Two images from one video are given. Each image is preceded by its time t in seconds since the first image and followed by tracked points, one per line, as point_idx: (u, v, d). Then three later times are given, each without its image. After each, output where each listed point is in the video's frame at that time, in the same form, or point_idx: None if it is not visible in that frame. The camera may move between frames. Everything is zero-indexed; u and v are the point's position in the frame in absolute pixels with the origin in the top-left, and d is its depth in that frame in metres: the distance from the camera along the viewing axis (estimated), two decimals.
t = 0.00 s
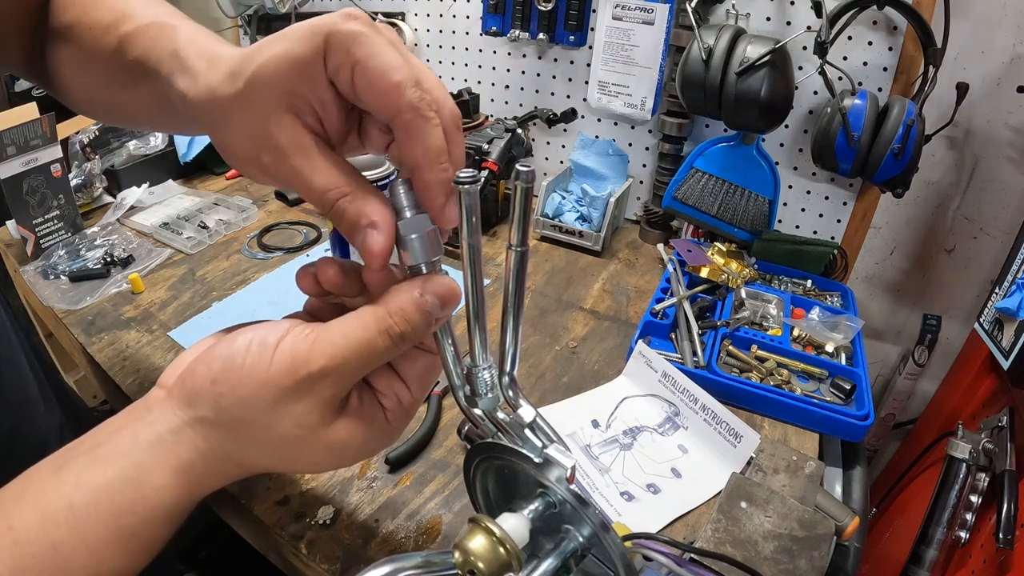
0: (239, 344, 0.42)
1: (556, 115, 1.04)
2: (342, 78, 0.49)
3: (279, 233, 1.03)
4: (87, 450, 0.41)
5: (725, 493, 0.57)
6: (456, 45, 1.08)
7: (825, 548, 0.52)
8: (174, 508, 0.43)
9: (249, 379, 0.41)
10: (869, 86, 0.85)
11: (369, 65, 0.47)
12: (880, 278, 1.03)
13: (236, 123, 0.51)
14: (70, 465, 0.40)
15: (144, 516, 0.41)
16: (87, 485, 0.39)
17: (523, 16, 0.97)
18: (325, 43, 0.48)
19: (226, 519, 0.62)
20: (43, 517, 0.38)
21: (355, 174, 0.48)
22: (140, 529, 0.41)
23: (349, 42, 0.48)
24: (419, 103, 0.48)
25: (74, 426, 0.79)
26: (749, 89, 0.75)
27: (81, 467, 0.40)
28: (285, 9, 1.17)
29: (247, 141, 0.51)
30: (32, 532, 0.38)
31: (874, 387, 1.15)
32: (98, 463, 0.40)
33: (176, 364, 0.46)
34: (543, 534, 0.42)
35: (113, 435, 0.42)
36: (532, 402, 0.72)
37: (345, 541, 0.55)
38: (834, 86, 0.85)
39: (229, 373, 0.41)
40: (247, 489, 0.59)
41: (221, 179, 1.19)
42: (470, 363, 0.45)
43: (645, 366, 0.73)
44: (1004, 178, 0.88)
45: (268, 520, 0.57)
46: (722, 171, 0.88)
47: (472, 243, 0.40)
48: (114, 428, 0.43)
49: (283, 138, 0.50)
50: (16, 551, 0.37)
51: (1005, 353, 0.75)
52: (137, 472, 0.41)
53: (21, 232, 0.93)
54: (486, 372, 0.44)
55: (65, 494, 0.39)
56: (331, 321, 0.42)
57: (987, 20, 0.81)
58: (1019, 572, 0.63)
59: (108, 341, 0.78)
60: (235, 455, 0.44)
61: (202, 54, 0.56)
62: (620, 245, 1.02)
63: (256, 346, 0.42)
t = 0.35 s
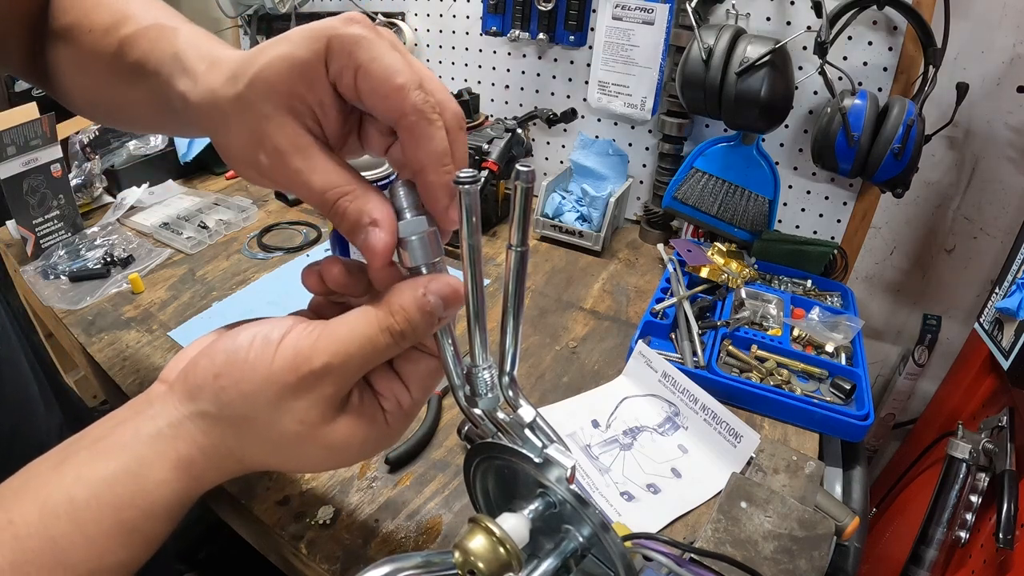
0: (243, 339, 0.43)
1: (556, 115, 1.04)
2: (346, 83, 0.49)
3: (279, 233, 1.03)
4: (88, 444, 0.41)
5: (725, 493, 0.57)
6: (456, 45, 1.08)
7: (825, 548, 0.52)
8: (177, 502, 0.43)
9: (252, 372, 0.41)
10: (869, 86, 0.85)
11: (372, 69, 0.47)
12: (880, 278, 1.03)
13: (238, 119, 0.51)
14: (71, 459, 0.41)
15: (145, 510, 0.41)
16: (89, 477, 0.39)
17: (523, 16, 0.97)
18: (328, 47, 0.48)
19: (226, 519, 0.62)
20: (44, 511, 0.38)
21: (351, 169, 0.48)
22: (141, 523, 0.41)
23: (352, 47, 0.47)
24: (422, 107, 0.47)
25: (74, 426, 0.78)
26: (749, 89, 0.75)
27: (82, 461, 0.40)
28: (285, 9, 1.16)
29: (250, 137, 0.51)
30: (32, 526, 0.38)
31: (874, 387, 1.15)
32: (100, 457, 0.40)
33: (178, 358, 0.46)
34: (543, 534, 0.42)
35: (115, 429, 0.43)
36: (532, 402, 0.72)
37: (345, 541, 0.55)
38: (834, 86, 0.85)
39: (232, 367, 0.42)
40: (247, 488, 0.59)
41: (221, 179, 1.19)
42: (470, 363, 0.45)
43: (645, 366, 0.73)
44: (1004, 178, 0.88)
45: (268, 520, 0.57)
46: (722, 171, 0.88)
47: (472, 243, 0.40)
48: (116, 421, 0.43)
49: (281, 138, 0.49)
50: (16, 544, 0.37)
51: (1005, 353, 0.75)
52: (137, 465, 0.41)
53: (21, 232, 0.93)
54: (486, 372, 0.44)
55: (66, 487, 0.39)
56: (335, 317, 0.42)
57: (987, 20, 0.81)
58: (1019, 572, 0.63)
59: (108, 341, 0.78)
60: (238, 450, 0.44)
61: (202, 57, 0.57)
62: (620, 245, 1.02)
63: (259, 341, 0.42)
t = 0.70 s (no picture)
0: (230, 353, 0.42)
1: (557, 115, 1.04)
2: (331, 86, 0.48)
3: (279, 233, 1.03)
4: (89, 451, 0.42)
5: (725, 493, 0.57)
6: (456, 45, 1.08)
7: (825, 548, 0.52)
8: (170, 509, 0.43)
9: (234, 387, 0.41)
10: (869, 86, 0.85)
11: (357, 73, 0.46)
12: (880, 278, 1.03)
13: (230, 126, 0.51)
14: (72, 465, 0.41)
15: (140, 517, 0.41)
16: (89, 486, 0.40)
17: (523, 16, 0.97)
18: (314, 51, 0.47)
19: (226, 519, 0.62)
20: (46, 515, 0.39)
21: (339, 184, 0.48)
22: (138, 528, 0.41)
23: (337, 50, 0.47)
24: (407, 112, 0.46)
25: (74, 426, 0.78)
26: (749, 89, 0.75)
27: (83, 468, 0.40)
28: (285, 9, 1.16)
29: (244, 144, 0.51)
30: (35, 530, 0.38)
31: (874, 387, 1.15)
32: (100, 464, 0.41)
33: (174, 367, 0.46)
34: (543, 534, 0.42)
35: (114, 437, 0.43)
36: (532, 402, 0.72)
37: (345, 541, 0.55)
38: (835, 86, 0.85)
39: (221, 382, 0.41)
40: (247, 488, 0.59)
41: (221, 179, 1.19)
42: (470, 363, 0.45)
43: (645, 366, 0.73)
44: (1005, 178, 0.88)
45: (268, 520, 0.57)
46: (722, 171, 0.88)
47: (472, 242, 0.40)
48: (115, 429, 0.43)
49: (275, 147, 0.49)
50: (19, 549, 0.38)
51: (1005, 353, 0.75)
52: (134, 474, 0.41)
53: (21, 232, 0.93)
54: (486, 372, 0.44)
55: (68, 493, 0.40)
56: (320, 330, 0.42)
57: (987, 20, 0.81)
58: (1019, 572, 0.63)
59: (108, 341, 0.78)
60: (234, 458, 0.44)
61: (202, 55, 0.57)
62: (620, 245, 1.02)
63: (246, 356, 0.41)
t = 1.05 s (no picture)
0: (234, 353, 0.42)
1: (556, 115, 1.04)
2: (328, 84, 0.48)
3: (279, 233, 1.03)
4: (93, 448, 0.42)
5: (725, 493, 0.57)
6: (456, 45, 1.08)
7: (825, 548, 0.52)
8: (179, 505, 0.43)
9: (238, 390, 0.40)
10: (869, 86, 0.85)
11: (353, 70, 0.46)
12: (880, 278, 1.03)
13: (229, 126, 0.52)
14: (77, 462, 0.41)
15: (149, 513, 0.41)
16: (95, 483, 0.40)
17: (523, 16, 0.97)
18: (310, 49, 0.47)
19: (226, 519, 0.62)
20: (51, 513, 0.39)
21: (335, 188, 0.48)
22: (141, 528, 0.41)
23: (333, 47, 0.46)
24: (403, 108, 0.46)
25: (75, 426, 0.78)
26: (749, 89, 0.75)
27: (89, 465, 0.40)
28: (285, 9, 1.16)
29: (243, 143, 0.51)
30: (41, 528, 0.38)
31: (874, 387, 1.15)
32: (107, 462, 0.41)
33: (178, 364, 0.46)
34: (543, 534, 0.42)
35: (124, 431, 0.43)
36: (532, 402, 0.72)
37: (345, 541, 0.55)
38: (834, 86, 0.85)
39: (225, 385, 0.41)
40: (247, 488, 0.59)
41: (220, 179, 1.19)
42: (470, 363, 0.45)
43: (645, 366, 0.73)
44: (1005, 178, 0.88)
45: (268, 520, 0.57)
46: (722, 171, 0.88)
47: (472, 243, 0.40)
48: (118, 426, 0.43)
49: (274, 148, 0.50)
50: (27, 547, 0.38)
51: (1005, 353, 0.75)
52: (144, 471, 0.41)
53: (21, 232, 0.93)
54: (486, 372, 0.44)
55: (72, 491, 0.40)
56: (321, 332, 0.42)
57: (987, 20, 0.81)
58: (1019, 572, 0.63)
59: (108, 341, 0.78)
60: (237, 461, 0.44)
61: (203, 55, 0.57)
62: (620, 245, 1.02)
63: (250, 359, 0.41)
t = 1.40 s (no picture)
0: (235, 351, 0.42)
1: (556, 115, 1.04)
2: (328, 87, 0.48)
3: (279, 233, 1.03)
4: (95, 446, 0.42)
5: (725, 493, 0.57)
6: (456, 45, 1.08)
7: (825, 548, 0.52)
8: (180, 504, 0.43)
9: (238, 386, 0.41)
10: (869, 86, 0.85)
11: (353, 73, 0.46)
12: (880, 278, 1.03)
13: (229, 128, 0.52)
14: (79, 461, 0.41)
15: (149, 508, 0.41)
16: (97, 482, 0.40)
17: (523, 16, 0.97)
18: (309, 52, 0.47)
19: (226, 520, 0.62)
20: (54, 508, 0.39)
21: (335, 190, 0.49)
22: (142, 527, 0.41)
23: (333, 50, 0.46)
24: (404, 111, 0.46)
25: (75, 426, 0.78)
26: (749, 89, 0.75)
27: (91, 463, 0.41)
28: (285, 9, 1.16)
29: (244, 146, 0.51)
30: (43, 526, 0.39)
31: (874, 387, 1.15)
32: (108, 455, 0.41)
33: (180, 363, 0.46)
34: (543, 534, 0.42)
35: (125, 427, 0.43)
36: (532, 402, 0.72)
37: (345, 541, 0.55)
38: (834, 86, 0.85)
39: (225, 381, 0.41)
40: (247, 488, 0.59)
41: (220, 179, 1.19)
42: (470, 363, 0.45)
43: (645, 366, 0.73)
44: (1005, 178, 0.88)
45: (268, 520, 0.57)
46: (722, 171, 0.88)
47: (472, 242, 0.40)
48: (121, 425, 0.43)
49: (275, 151, 0.50)
50: (28, 543, 0.38)
51: (1005, 353, 0.75)
52: (144, 467, 0.41)
53: (21, 232, 0.93)
54: (486, 372, 0.44)
55: (75, 490, 0.40)
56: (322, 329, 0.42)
57: (987, 20, 0.81)
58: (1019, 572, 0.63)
59: (108, 341, 0.78)
60: (237, 460, 0.44)
61: (205, 55, 0.57)
62: (620, 245, 1.02)
63: (250, 356, 0.41)
